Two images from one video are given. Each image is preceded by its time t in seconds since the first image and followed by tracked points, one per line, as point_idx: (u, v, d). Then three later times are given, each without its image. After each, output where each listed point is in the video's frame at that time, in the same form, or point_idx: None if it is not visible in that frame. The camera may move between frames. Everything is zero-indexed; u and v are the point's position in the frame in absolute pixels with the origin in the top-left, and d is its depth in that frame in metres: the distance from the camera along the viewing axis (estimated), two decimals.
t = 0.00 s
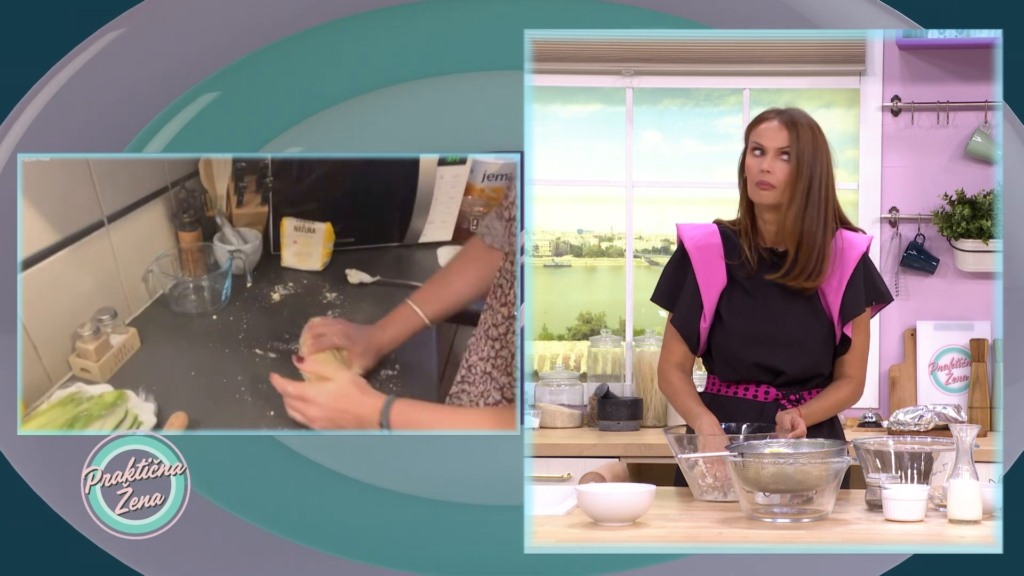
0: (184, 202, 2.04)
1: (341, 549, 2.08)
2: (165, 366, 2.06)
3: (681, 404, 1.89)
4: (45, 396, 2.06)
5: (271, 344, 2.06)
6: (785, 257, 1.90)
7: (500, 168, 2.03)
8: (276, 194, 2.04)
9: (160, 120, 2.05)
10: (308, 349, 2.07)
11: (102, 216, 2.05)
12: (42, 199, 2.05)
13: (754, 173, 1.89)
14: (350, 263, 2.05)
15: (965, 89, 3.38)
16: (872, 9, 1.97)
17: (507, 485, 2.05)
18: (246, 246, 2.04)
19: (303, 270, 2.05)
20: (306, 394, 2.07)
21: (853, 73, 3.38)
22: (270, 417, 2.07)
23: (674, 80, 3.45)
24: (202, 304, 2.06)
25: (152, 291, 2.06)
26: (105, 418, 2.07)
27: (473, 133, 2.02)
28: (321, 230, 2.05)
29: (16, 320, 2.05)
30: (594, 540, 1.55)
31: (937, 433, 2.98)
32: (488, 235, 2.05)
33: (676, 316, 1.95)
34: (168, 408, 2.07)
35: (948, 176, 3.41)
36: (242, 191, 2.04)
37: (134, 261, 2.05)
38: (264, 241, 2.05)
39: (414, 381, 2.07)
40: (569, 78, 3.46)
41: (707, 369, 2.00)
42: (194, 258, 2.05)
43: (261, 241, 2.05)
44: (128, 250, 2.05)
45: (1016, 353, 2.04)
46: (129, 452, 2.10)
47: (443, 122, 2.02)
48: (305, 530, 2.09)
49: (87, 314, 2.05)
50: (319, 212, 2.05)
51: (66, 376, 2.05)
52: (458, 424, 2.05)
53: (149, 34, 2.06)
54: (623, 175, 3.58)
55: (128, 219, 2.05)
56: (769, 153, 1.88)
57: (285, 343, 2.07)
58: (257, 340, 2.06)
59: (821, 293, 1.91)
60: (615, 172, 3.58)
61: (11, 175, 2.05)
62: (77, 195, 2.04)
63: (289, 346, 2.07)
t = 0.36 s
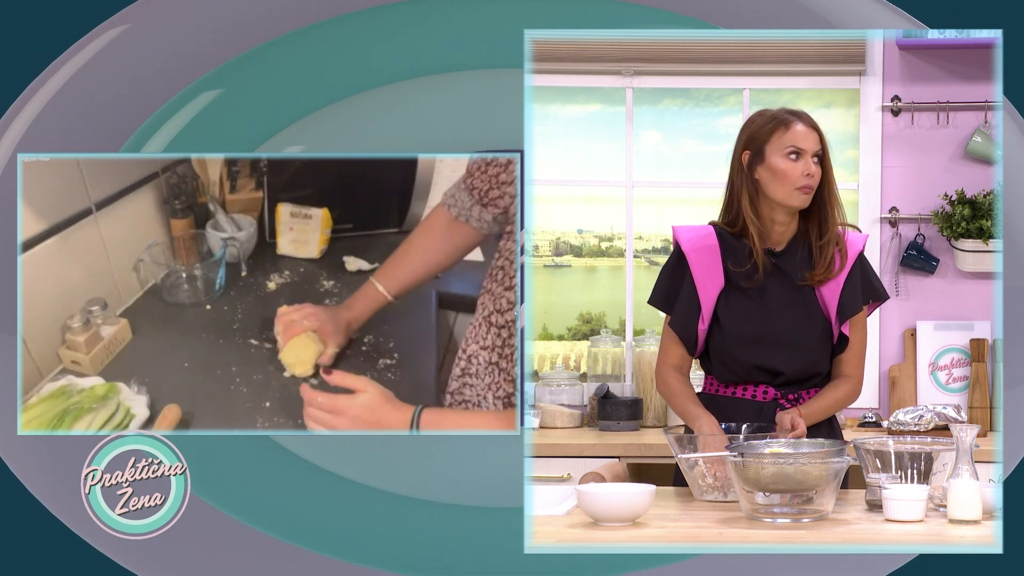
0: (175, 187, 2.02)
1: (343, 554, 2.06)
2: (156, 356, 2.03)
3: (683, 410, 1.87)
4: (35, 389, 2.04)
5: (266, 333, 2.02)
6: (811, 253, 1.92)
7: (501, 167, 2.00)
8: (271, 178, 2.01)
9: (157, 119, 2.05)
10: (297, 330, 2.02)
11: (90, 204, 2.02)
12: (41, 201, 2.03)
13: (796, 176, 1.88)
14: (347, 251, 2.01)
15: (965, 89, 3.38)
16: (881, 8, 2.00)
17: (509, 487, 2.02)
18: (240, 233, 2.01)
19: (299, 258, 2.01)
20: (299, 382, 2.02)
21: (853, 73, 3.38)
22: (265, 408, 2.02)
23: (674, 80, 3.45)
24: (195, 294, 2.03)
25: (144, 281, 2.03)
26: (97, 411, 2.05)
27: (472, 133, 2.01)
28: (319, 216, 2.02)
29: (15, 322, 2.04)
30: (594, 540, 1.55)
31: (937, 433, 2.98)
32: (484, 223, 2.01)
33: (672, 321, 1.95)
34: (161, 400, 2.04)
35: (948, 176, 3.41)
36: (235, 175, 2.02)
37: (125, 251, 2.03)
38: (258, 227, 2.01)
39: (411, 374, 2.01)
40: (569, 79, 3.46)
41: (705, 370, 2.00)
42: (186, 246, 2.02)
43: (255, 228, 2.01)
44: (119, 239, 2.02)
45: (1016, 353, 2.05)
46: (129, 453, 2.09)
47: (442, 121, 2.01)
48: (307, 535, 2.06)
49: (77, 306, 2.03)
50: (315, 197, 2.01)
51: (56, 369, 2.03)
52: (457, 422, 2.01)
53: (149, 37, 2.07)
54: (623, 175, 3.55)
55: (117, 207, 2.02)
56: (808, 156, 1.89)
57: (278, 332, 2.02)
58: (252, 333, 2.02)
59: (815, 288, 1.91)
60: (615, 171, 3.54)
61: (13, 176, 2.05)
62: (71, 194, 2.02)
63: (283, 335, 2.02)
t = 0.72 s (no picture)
0: (174, 178, 2.02)
1: (340, 555, 2.05)
2: (155, 348, 2.03)
3: (683, 409, 1.87)
4: (34, 380, 2.04)
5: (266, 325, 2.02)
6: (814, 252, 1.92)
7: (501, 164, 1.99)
8: (271, 168, 2.00)
9: (155, 118, 2.05)
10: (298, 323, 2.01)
11: (86, 195, 2.02)
12: (40, 201, 2.03)
13: (811, 181, 1.86)
14: (347, 241, 1.99)
15: (965, 89, 3.38)
16: (886, 7, 1.99)
17: (508, 488, 2.01)
18: (239, 224, 2.00)
19: (298, 249, 2.00)
20: (295, 373, 2.01)
21: (854, 73, 3.39)
22: (264, 399, 2.02)
23: (674, 80, 3.46)
24: (194, 286, 2.02)
25: (142, 272, 2.03)
26: (93, 403, 2.04)
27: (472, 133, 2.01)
28: (318, 207, 2.00)
29: (15, 323, 2.05)
30: (594, 540, 1.55)
31: (937, 433, 2.98)
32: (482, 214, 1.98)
33: (672, 323, 1.94)
34: (160, 393, 2.03)
35: (948, 176, 3.41)
36: (234, 167, 2.01)
37: (122, 243, 2.02)
38: (257, 219, 2.00)
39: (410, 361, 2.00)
40: (569, 79, 3.46)
41: (704, 371, 2.00)
42: (185, 238, 2.01)
43: (254, 219, 2.00)
44: (116, 230, 2.02)
45: (1016, 353, 2.05)
46: (128, 452, 2.08)
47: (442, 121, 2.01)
48: (304, 537, 2.05)
49: (74, 297, 2.03)
50: (314, 187, 1.99)
51: (55, 361, 2.03)
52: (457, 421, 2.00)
53: (150, 38, 2.07)
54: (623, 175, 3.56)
55: (113, 198, 2.02)
56: (818, 159, 1.88)
57: (278, 325, 2.02)
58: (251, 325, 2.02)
59: (814, 285, 1.91)
60: (615, 172, 3.58)
61: (13, 175, 2.05)
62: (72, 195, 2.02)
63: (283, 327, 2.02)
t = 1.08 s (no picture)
0: (178, 177, 2.01)
1: (339, 556, 2.05)
2: (158, 347, 2.03)
3: (683, 409, 1.87)
4: (38, 379, 2.04)
5: (269, 325, 2.02)
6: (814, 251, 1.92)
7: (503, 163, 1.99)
8: (275, 168, 1.99)
9: (155, 119, 2.05)
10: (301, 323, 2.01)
11: (91, 193, 2.02)
12: (41, 201, 2.03)
13: (812, 181, 1.86)
14: (350, 241, 1.99)
15: (965, 89, 3.38)
16: (887, 7, 1.99)
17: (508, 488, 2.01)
18: (243, 224, 1.99)
19: (303, 248, 2.00)
20: (298, 373, 2.02)
21: (854, 73, 3.38)
22: (269, 399, 2.02)
23: (674, 80, 3.46)
24: (198, 285, 2.02)
25: (146, 271, 2.02)
26: (98, 403, 2.05)
27: (472, 133, 2.01)
28: (322, 206, 1.99)
29: (15, 321, 2.04)
30: (594, 539, 1.55)
31: (937, 433, 2.98)
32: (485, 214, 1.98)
33: (671, 324, 1.95)
34: (163, 392, 2.03)
35: (948, 176, 3.41)
36: (238, 166, 2.00)
37: (127, 241, 2.02)
38: (261, 218, 2.00)
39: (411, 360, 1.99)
40: (569, 78, 3.46)
41: (705, 371, 2.00)
42: (190, 237, 2.00)
43: (258, 218, 2.00)
44: (120, 229, 2.02)
45: (1016, 353, 2.05)
46: (128, 453, 2.07)
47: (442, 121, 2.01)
48: (305, 538, 2.06)
49: (79, 296, 2.03)
50: (317, 187, 1.99)
51: (59, 360, 2.03)
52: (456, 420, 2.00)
53: (151, 40, 2.08)
54: (623, 175, 3.56)
55: (118, 197, 2.01)
56: (819, 160, 1.88)
57: (282, 325, 2.02)
58: (254, 325, 2.02)
59: (815, 284, 1.91)
60: (615, 171, 3.56)
61: (13, 175, 2.05)
62: (74, 194, 2.02)
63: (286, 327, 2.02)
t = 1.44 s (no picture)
0: (179, 181, 2.01)
1: (340, 556, 2.05)
2: (159, 350, 2.03)
3: (683, 412, 1.87)
4: (39, 382, 2.05)
5: (269, 327, 2.02)
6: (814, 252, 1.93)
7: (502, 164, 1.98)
8: (275, 170, 1.99)
9: (155, 119, 2.06)
10: (301, 325, 2.01)
11: (91, 198, 2.01)
12: (41, 203, 2.03)
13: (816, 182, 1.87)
14: (350, 243, 1.99)
15: (966, 89, 3.38)
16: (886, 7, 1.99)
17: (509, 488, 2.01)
18: (244, 227, 2.00)
19: (303, 251, 2.00)
20: (298, 375, 2.02)
21: (854, 73, 3.38)
22: (269, 402, 2.02)
23: (675, 80, 3.46)
24: (198, 289, 2.02)
25: (147, 275, 2.02)
26: (99, 407, 2.05)
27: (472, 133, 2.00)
28: (322, 209, 2.00)
29: (15, 321, 2.04)
30: (595, 540, 1.55)
31: (938, 433, 2.98)
32: (484, 216, 1.97)
33: (676, 324, 1.94)
34: (164, 394, 2.04)
35: (949, 176, 3.41)
36: (238, 169, 2.00)
37: (128, 245, 2.02)
38: (262, 222, 2.00)
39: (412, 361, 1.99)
40: (569, 78, 3.46)
41: (705, 371, 2.00)
42: (191, 240, 2.01)
43: (259, 221, 2.00)
44: (121, 232, 2.02)
45: (1016, 353, 2.05)
46: (129, 452, 2.08)
47: (442, 121, 2.01)
48: (305, 538, 2.06)
49: (81, 300, 2.03)
50: (318, 189, 1.99)
51: (61, 363, 2.03)
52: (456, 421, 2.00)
53: (152, 41, 2.08)
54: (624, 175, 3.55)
55: (118, 202, 2.01)
56: (821, 161, 1.89)
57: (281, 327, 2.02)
58: (254, 327, 2.02)
59: (815, 285, 1.91)
60: (615, 172, 3.57)
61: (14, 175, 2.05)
62: (76, 198, 2.01)
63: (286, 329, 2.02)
